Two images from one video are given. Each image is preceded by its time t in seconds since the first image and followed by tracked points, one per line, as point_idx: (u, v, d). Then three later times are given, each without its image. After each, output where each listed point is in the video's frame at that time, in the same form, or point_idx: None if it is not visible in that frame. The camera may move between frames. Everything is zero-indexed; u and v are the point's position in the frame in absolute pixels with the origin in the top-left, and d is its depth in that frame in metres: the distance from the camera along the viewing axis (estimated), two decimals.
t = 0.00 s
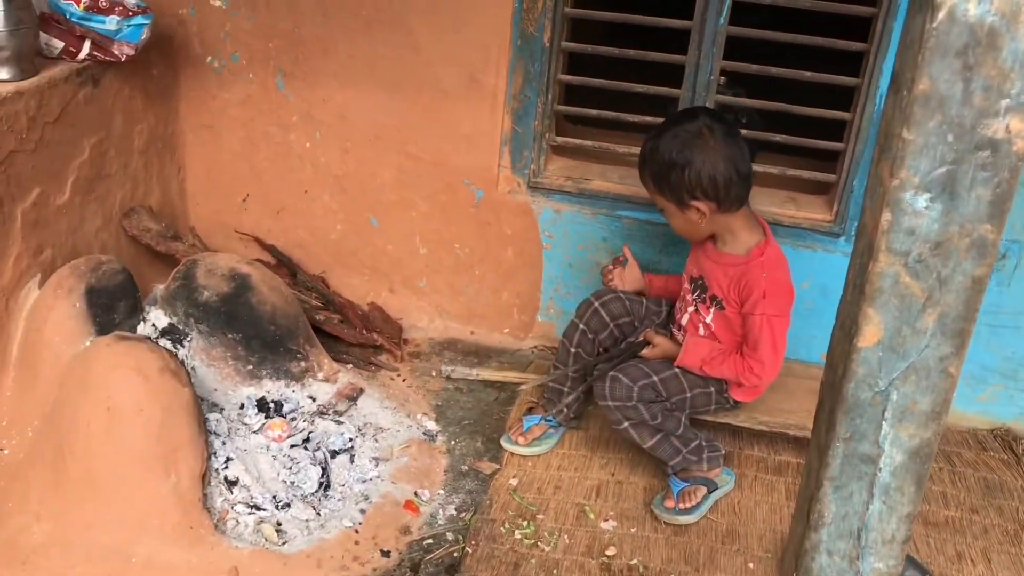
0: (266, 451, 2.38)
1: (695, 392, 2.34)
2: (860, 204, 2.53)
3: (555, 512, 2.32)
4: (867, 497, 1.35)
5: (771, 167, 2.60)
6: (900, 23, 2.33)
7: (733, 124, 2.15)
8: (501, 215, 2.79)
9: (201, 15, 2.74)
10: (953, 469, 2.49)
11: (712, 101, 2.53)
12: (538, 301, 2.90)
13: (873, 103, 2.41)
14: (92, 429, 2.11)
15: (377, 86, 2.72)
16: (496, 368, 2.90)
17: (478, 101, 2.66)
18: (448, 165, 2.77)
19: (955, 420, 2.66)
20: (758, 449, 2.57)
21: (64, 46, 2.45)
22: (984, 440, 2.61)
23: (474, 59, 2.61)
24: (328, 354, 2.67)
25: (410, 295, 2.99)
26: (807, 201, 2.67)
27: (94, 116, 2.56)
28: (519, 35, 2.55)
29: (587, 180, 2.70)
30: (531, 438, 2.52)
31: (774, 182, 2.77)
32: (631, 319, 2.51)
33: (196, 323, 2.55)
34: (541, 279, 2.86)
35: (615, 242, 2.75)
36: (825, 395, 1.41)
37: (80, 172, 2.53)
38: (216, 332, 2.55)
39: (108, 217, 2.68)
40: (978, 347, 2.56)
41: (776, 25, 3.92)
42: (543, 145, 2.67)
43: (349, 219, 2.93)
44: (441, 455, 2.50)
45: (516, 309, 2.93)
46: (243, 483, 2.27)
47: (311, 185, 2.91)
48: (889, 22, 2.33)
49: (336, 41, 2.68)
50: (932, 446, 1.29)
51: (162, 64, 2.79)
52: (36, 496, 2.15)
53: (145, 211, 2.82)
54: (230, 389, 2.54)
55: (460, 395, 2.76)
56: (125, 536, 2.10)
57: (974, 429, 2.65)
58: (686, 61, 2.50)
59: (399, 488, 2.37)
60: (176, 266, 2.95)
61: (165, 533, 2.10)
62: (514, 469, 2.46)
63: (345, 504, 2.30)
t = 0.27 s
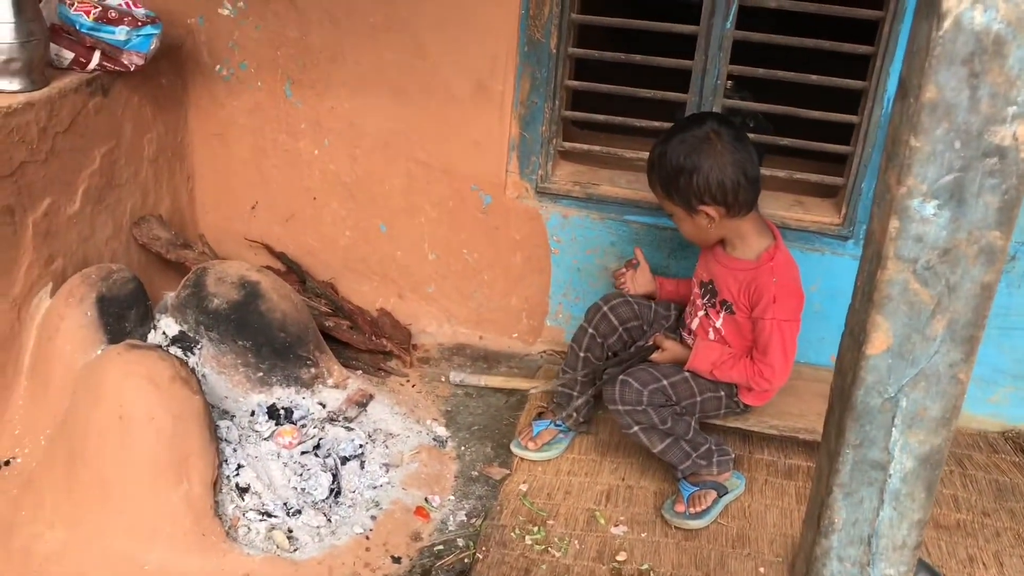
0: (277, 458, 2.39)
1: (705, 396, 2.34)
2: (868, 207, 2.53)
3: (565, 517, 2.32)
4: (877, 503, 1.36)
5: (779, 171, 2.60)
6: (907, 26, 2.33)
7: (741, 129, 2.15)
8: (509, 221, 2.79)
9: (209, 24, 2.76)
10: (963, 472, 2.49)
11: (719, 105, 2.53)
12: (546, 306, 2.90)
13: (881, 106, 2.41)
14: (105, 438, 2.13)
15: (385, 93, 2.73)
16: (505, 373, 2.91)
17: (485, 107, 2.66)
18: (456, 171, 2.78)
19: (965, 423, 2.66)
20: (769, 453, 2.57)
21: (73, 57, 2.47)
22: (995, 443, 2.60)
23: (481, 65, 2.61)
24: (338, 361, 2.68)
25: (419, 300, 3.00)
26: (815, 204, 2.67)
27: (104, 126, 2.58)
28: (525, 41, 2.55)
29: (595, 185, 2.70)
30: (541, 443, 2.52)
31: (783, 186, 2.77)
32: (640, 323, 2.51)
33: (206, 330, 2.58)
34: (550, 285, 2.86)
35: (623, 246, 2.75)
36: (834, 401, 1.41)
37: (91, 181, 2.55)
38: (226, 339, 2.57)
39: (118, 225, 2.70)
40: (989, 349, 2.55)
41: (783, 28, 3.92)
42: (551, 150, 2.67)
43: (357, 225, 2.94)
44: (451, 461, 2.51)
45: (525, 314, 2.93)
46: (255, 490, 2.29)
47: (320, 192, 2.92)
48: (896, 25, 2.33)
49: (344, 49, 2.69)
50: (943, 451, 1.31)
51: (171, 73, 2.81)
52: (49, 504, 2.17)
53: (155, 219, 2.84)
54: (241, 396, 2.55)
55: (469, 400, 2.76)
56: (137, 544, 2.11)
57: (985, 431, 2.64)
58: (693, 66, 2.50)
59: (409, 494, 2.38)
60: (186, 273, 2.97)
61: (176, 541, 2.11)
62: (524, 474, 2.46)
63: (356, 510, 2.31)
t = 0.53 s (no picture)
0: (289, 465, 2.40)
1: (715, 400, 2.34)
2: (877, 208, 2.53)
3: (576, 522, 2.32)
4: (889, 506, 1.36)
5: (787, 173, 2.60)
6: (913, 27, 2.33)
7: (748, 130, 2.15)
8: (517, 226, 2.80)
9: (216, 33, 2.77)
10: (975, 473, 2.48)
11: (726, 109, 2.53)
12: (555, 311, 2.90)
13: (888, 107, 2.41)
14: (117, 448, 2.14)
15: (391, 100, 2.74)
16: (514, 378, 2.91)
17: (492, 113, 2.67)
18: (464, 177, 2.78)
19: (976, 423, 2.65)
20: (779, 455, 2.57)
21: (82, 67, 2.50)
22: (1006, 443, 2.59)
23: (487, 72, 2.62)
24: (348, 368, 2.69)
25: (427, 306, 3.01)
26: (823, 206, 2.67)
27: (113, 136, 2.59)
28: (532, 47, 2.56)
29: (602, 189, 2.70)
30: (551, 449, 2.53)
31: (790, 188, 2.77)
32: (649, 326, 2.51)
33: (217, 339, 2.59)
34: (558, 289, 2.87)
35: (631, 250, 2.75)
36: (844, 405, 1.41)
37: (100, 192, 2.57)
38: (236, 347, 2.58)
39: (128, 235, 2.71)
40: (1000, 349, 2.54)
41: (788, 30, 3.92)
42: (558, 155, 2.68)
43: (366, 232, 2.95)
44: (461, 467, 2.51)
45: (533, 319, 2.93)
46: (266, 497, 2.29)
47: (328, 199, 2.93)
48: (902, 26, 2.33)
49: (351, 57, 2.71)
50: (954, 454, 1.31)
51: (179, 83, 2.82)
52: (62, 514, 2.18)
53: (165, 228, 2.85)
54: (251, 404, 2.56)
55: (479, 405, 2.77)
56: (150, 554, 2.12)
57: (996, 431, 2.64)
58: (699, 69, 2.50)
59: (420, 500, 2.38)
60: (195, 281, 2.98)
61: (189, 550, 2.11)
62: (535, 479, 2.47)
63: (367, 517, 2.31)
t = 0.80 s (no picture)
0: (298, 468, 2.40)
1: (730, 401, 2.33)
2: (884, 206, 2.52)
3: (586, 523, 2.32)
4: (901, 505, 1.36)
5: (794, 172, 2.59)
6: (920, 24, 2.32)
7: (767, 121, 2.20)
8: (524, 227, 2.80)
9: (223, 37, 2.78)
10: (987, 471, 2.47)
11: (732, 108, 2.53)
12: (563, 312, 2.90)
13: (895, 104, 2.41)
14: (127, 452, 2.15)
15: (398, 102, 2.74)
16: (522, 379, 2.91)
17: (498, 114, 2.67)
18: (470, 179, 2.78)
19: (987, 421, 2.63)
20: (789, 455, 2.56)
21: (90, 73, 2.51)
22: (1018, 440, 2.58)
23: (493, 73, 2.62)
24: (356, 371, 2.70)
25: (435, 308, 3.01)
26: (830, 204, 2.66)
27: (121, 141, 2.60)
28: (537, 48, 2.56)
29: (609, 189, 2.70)
30: (581, 441, 2.56)
31: (797, 187, 2.76)
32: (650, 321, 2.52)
33: (226, 342, 2.60)
34: (566, 290, 2.86)
35: (638, 251, 2.75)
36: (855, 403, 1.42)
37: (109, 197, 2.58)
38: (246, 350, 2.59)
39: (136, 240, 2.72)
40: (1010, 346, 2.53)
41: (794, 29, 3.91)
42: (564, 156, 2.68)
43: (373, 235, 2.96)
44: (470, 468, 2.51)
45: (541, 320, 2.93)
46: (276, 500, 2.30)
47: (335, 202, 2.94)
48: (908, 23, 2.32)
49: (357, 60, 2.71)
50: (965, 451, 1.31)
51: (186, 87, 2.83)
52: (73, 519, 2.18)
53: (173, 233, 2.86)
54: (260, 407, 2.56)
55: (488, 407, 2.77)
56: (162, 558, 2.12)
57: (1007, 428, 2.62)
58: (705, 69, 2.50)
59: (430, 502, 2.38)
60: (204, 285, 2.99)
61: (199, 553, 2.12)
62: (545, 480, 2.46)
63: (377, 520, 2.32)
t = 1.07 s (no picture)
0: (308, 466, 2.41)
1: (745, 395, 2.35)
2: (893, 203, 2.51)
3: (595, 521, 2.32)
4: (911, 501, 1.42)
5: (803, 169, 2.58)
6: (929, 20, 2.31)
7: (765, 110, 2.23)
8: (532, 225, 2.80)
9: (231, 37, 2.78)
10: (998, 469, 2.45)
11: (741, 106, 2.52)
12: (571, 310, 2.90)
13: (904, 101, 2.40)
14: (137, 450, 2.16)
15: (406, 101, 2.74)
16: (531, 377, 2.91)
17: (506, 112, 2.67)
18: (479, 177, 2.78)
19: (998, 418, 2.62)
20: (799, 452, 2.56)
21: (99, 73, 2.51)
22: None
23: (501, 71, 2.62)
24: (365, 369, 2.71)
25: (444, 306, 3.01)
26: (839, 202, 2.65)
27: (130, 141, 2.61)
28: (545, 46, 2.56)
29: (618, 187, 2.70)
30: (615, 428, 2.61)
31: (806, 185, 2.76)
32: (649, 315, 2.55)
33: (235, 341, 2.61)
34: (574, 288, 2.86)
35: (646, 248, 2.74)
36: (867, 402, 1.48)
37: (118, 196, 2.59)
38: (255, 349, 2.60)
39: (146, 239, 2.73)
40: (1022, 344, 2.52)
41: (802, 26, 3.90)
42: (572, 154, 2.67)
43: (381, 234, 2.96)
44: (479, 466, 2.51)
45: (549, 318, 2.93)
46: (285, 498, 2.30)
47: (343, 201, 2.94)
48: (917, 19, 2.31)
49: (364, 58, 2.71)
50: (976, 449, 1.36)
51: (194, 87, 2.84)
52: (85, 516, 2.19)
53: (182, 232, 2.87)
54: (270, 405, 2.57)
55: (496, 405, 2.77)
56: (173, 555, 2.13)
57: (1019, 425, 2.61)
58: (714, 66, 2.49)
59: (439, 500, 2.39)
60: (213, 284, 3.00)
61: (210, 551, 2.13)
62: (554, 478, 2.46)
63: (386, 517, 2.32)
